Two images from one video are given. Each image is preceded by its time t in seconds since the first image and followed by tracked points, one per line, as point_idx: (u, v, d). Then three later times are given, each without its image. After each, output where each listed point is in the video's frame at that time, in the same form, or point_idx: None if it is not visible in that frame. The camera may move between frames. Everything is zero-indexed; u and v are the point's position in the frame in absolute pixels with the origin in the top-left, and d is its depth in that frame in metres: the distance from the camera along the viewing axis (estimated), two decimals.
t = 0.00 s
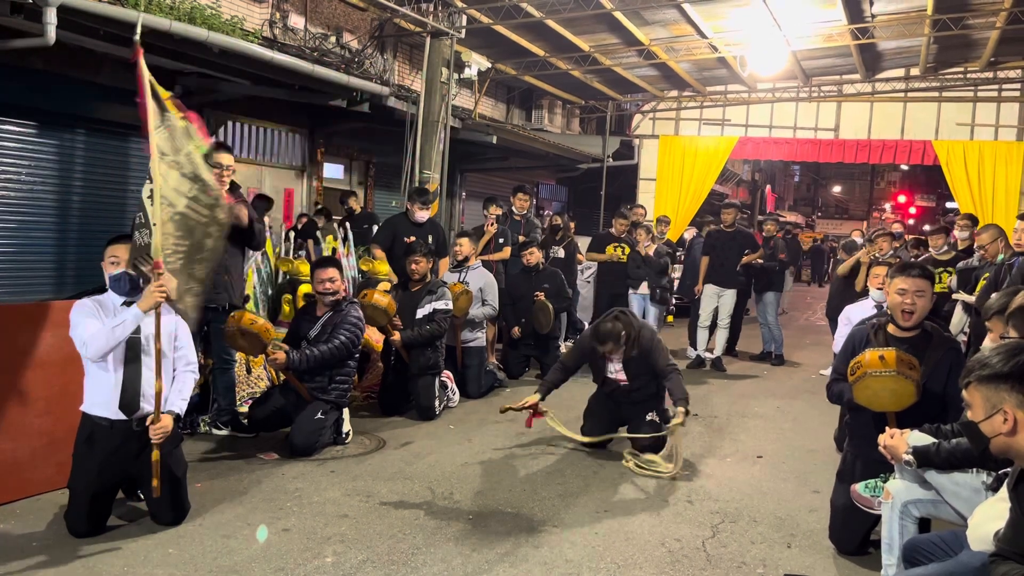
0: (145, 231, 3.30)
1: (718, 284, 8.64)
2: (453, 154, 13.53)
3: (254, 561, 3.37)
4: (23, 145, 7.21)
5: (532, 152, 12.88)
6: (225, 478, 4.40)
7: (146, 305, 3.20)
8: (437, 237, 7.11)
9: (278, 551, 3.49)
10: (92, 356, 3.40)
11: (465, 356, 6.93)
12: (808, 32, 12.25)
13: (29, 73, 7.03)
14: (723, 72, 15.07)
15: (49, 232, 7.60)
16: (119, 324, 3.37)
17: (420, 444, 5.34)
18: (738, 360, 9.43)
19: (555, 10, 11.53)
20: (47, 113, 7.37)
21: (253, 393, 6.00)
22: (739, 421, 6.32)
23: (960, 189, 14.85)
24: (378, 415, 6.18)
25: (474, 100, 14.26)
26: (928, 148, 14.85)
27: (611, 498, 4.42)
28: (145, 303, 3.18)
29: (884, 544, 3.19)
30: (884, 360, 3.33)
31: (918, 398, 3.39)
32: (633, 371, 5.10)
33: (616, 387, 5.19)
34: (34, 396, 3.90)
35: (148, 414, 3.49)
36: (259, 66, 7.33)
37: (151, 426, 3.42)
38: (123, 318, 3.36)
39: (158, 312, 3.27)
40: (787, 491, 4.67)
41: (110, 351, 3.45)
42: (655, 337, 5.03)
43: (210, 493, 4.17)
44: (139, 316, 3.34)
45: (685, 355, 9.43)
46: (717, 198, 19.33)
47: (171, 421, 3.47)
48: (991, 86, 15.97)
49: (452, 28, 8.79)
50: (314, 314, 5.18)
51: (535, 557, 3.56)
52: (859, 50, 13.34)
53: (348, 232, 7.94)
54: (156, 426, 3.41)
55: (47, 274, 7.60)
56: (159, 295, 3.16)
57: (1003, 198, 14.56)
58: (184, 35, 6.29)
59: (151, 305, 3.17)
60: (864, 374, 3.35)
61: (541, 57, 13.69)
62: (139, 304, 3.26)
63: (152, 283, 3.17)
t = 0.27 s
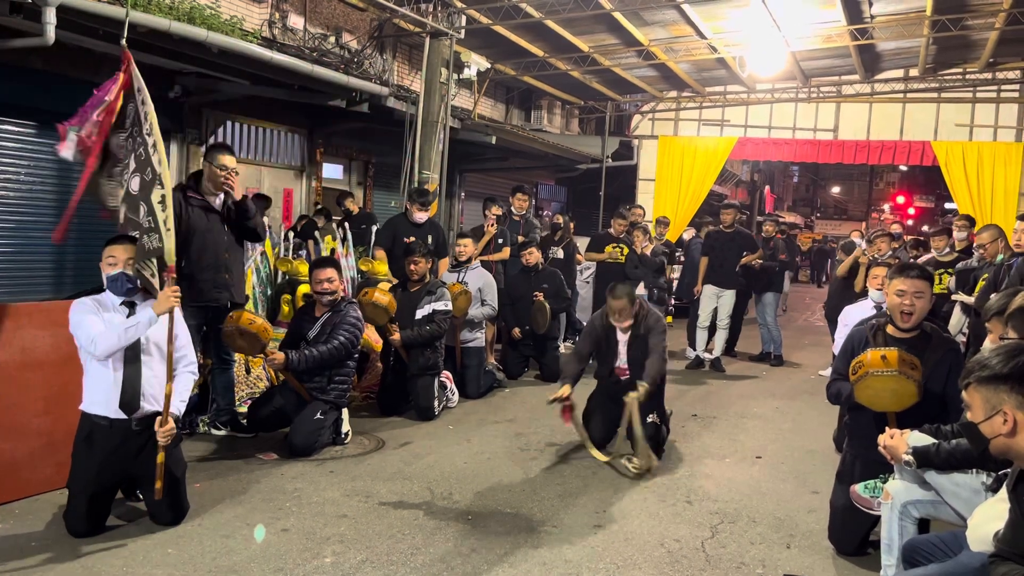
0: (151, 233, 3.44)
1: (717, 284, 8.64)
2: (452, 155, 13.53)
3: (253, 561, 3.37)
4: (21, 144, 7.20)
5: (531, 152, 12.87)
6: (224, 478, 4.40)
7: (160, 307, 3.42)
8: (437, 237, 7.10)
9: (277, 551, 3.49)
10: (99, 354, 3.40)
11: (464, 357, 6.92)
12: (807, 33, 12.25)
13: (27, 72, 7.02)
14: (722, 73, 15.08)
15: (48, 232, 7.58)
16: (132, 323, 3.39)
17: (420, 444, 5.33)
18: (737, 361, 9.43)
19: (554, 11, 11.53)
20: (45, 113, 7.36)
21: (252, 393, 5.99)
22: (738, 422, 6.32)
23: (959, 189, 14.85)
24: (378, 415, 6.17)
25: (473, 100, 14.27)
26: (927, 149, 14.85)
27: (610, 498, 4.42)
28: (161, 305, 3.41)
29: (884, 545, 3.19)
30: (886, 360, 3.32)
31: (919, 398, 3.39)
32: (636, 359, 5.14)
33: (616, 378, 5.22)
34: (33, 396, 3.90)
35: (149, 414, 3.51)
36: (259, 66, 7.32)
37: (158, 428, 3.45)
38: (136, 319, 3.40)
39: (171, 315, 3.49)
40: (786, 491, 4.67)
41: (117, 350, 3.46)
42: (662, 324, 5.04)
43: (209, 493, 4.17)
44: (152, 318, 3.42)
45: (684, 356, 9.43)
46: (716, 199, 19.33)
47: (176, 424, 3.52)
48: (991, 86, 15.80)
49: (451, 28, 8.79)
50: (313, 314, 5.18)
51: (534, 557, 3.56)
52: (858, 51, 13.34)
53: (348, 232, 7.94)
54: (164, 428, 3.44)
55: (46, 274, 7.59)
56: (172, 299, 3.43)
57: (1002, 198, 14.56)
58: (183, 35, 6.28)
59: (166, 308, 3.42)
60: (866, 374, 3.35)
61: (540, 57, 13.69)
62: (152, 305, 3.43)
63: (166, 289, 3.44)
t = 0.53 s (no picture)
0: (159, 240, 3.76)
1: (716, 285, 8.63)
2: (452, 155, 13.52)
3: (252, 562, 3.36)
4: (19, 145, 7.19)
5: (530, 152, 12.87)
6: (223, 479, 4.40)
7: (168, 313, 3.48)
8: (437, 237, 7.09)
9: (277, 551, 3.49)
10: (101, 353, 3.40)
11: (464, 357, 6.92)
12: (807, 33, 12.25)
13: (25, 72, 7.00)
14: (721, 73, 15.09)
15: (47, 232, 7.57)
16: (137, 326, 3.42)
17: (419, 445, 5.33)
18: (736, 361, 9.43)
19: (554, 11, 11.52)
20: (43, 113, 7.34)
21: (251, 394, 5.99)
22: (737, 422, 6.32)
23: (958, 189, 14.86)
24: (377, 415, 6.17)
25: (472, 100, 14.27)
26: (926, 149, 14.86)
27: (609, 498, 4.41)
28: (169, 309, 3.47)
29: (882, 546, 3.19)
30: (886, 359, 3.32)
31: (919, 397, 3.39)
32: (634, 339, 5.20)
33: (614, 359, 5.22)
34: (32, 396, 3.89)
35: (147, 415, 3.50)
36: (258, 66, 7.32)
37: (163, 432, 3.52)
38: (142, 322, 3.44)
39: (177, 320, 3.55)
40: (785, 491, 4.67)
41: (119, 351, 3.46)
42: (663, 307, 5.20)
43: (208, 493, 4.17)
44: (159, 322, 3.47)
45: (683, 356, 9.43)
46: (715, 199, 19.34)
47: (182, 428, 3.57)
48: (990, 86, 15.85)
49: (450, 28, 8.79)
50: (312, 314, 5.18)
51: (534, 558, 3.55)
52: (858, 51, 13.34)
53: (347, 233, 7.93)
54: (169, 431, 3.51)
55: (44, 275, 7.57)
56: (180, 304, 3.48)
57: (1001, 199, 14.59)
58: (182, 34, 6.27)
59: (174, 314, 3.47)
60: (866, 372, 3.35)
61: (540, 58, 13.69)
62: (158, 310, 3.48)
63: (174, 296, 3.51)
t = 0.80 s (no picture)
0: (160, 243, 3.81)
1: (715, 285, 8.64)
2: (450, 155, 13.52)
3: (250, 563, 3.36)
4: (17, 145, 7.19)
5: (529, 153, 12.87)
6: (222, 479, 4.39)
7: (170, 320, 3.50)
8: (436, 238, 7.10)
9: (276, 552, 3.49)
10: (99, 357, 3.39)
11: (462, 357, 6.92)
12: (805, 34, 12.26)
13: (24, 72, 7.00)
14: (720, 73, 15.10)
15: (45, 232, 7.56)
16: (139, 332, 3.43)
17: (417, 445, 5.33)
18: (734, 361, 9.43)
19: (552, 11, 11.52)
20: (42, 113, 7.34)
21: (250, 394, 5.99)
22: (736, 423, 6.32)
23: (956, 191, 14.85)
24: (376, 416, 6.17)
25: (471, 100, 14.28)
26: (924, 150, 14.88)
27: (608, 498, 4.41)
28: (172, 316, 3.50)
29: (881, 545, 3.20)
30: (885, 359, 3.32)
31: (919, 398, 3.39)
32: (631, 328, 5.18)
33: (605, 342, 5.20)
34: (29, 396, 3.88)
35: (144, 417, 3.49)
36: (256, 66, 7.31)
37: (165, 432, 3.50)
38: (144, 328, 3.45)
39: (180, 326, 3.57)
40: (784, 492, 4.67)
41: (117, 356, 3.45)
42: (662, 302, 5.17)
43: (206, 493, 4.16)
44: (161, 329, 3.49)
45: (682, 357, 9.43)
46: (714, 199, 19.36)
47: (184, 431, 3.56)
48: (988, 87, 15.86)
49: (449, 29, 8.80)
50: (311, 314, 5.17)
51: (532, 559, 3.55)
52: (856, 52, 13.35)
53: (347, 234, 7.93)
54: (172, 431, 3.49)
55: (42, 275, 7.56)
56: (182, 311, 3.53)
57: (999, 200, 14.59)
58: (181, 35, 6.27)
59: (177, 322, 3.51)
60: (865, 373, 3.35)
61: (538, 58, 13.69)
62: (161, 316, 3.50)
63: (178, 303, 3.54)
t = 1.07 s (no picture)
0: (160, 246, 4.00)
1: (713, 285, 8.64)
2: (449, 155, 13.52)
3: (249, 563, 3.36)
4: (16, 145, 7.18)
5: (528, 153, 12.87)
6: (220, 479, 4.39)
7: (173, 323, 3.52)
8: (434, 239, 7.10)
9: (275, 552, 3.49)
10: (100, 359, 3.40)
11: (461, 357, 6.92)
12: (804, 35, 12.26)
13: (22, 72, 6.99)
14: (718, 74, 15.11)
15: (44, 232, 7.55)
16: (140, 335, 3.43)
17: (416, 445, 5.33)
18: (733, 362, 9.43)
19: (551, 11, 11.52)
20: (41, 113, 7.34)
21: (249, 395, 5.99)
22: (735, 423, 6.33)
23: (955, 191, 14.85)
24: (374, 416, 6.16)
25: (470, 101, 14.28)
26: (922, 150, 14.88)
27: (607, 498, 4.42)
28: (173, 318, 3.54)
29: (880, 545, 3.20)
30: (884, 360, 3.33)
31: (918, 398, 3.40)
32: (629, 321, 5.18)
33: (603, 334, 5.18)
34: (29, 397, 3.88)
35: (143, 418, 3.49)
36: (255, 66, 7.31)
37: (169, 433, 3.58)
38: (146, 331, 3.44)
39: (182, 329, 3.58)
40: (783, 492, 4.67)
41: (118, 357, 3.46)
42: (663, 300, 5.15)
43: (205, 494, 4.16)
44: (162, 333, 3.49)
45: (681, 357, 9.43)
46: (713, 199, 19.37)
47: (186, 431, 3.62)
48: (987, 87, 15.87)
49: (448, 29, 8.80)
50: (310, 314, 5.17)
51: (531, 559, 3.55)
52: (855, 52, 13.36)
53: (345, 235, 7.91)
54: (175, 433, 3.57)
55: (41, 275, 7.56)
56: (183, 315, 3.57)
57: (998, 200, 14.60)
58: (179, 35, 6.27)
59: (179, 324, 3.55)
60: (865, 373, 3.36)
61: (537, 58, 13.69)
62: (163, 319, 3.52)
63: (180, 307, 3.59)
